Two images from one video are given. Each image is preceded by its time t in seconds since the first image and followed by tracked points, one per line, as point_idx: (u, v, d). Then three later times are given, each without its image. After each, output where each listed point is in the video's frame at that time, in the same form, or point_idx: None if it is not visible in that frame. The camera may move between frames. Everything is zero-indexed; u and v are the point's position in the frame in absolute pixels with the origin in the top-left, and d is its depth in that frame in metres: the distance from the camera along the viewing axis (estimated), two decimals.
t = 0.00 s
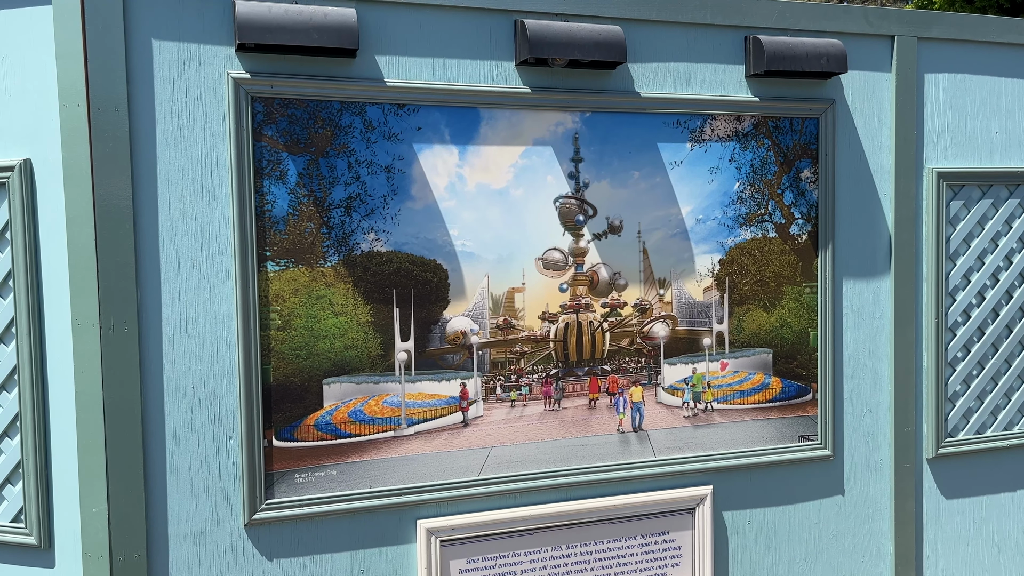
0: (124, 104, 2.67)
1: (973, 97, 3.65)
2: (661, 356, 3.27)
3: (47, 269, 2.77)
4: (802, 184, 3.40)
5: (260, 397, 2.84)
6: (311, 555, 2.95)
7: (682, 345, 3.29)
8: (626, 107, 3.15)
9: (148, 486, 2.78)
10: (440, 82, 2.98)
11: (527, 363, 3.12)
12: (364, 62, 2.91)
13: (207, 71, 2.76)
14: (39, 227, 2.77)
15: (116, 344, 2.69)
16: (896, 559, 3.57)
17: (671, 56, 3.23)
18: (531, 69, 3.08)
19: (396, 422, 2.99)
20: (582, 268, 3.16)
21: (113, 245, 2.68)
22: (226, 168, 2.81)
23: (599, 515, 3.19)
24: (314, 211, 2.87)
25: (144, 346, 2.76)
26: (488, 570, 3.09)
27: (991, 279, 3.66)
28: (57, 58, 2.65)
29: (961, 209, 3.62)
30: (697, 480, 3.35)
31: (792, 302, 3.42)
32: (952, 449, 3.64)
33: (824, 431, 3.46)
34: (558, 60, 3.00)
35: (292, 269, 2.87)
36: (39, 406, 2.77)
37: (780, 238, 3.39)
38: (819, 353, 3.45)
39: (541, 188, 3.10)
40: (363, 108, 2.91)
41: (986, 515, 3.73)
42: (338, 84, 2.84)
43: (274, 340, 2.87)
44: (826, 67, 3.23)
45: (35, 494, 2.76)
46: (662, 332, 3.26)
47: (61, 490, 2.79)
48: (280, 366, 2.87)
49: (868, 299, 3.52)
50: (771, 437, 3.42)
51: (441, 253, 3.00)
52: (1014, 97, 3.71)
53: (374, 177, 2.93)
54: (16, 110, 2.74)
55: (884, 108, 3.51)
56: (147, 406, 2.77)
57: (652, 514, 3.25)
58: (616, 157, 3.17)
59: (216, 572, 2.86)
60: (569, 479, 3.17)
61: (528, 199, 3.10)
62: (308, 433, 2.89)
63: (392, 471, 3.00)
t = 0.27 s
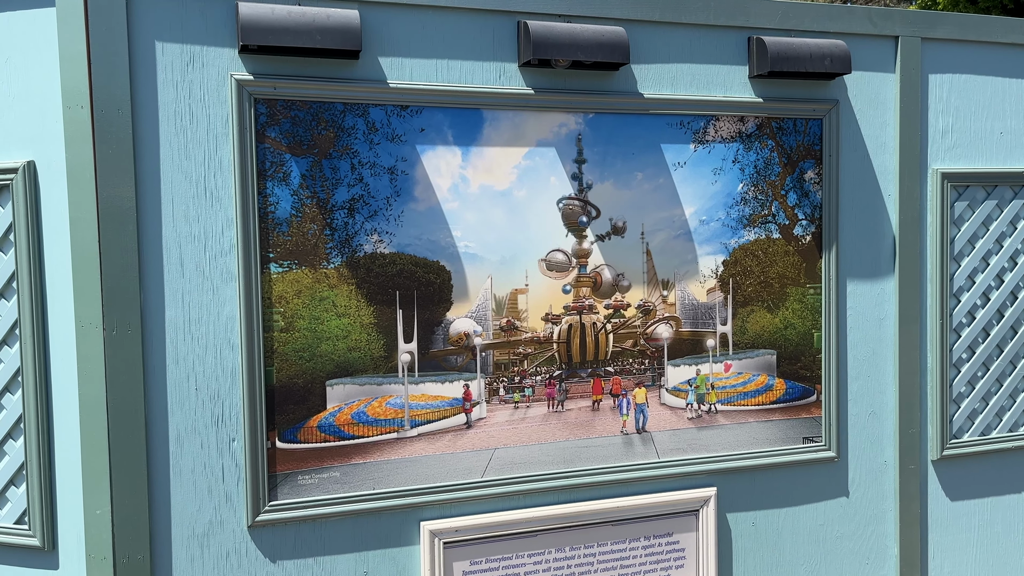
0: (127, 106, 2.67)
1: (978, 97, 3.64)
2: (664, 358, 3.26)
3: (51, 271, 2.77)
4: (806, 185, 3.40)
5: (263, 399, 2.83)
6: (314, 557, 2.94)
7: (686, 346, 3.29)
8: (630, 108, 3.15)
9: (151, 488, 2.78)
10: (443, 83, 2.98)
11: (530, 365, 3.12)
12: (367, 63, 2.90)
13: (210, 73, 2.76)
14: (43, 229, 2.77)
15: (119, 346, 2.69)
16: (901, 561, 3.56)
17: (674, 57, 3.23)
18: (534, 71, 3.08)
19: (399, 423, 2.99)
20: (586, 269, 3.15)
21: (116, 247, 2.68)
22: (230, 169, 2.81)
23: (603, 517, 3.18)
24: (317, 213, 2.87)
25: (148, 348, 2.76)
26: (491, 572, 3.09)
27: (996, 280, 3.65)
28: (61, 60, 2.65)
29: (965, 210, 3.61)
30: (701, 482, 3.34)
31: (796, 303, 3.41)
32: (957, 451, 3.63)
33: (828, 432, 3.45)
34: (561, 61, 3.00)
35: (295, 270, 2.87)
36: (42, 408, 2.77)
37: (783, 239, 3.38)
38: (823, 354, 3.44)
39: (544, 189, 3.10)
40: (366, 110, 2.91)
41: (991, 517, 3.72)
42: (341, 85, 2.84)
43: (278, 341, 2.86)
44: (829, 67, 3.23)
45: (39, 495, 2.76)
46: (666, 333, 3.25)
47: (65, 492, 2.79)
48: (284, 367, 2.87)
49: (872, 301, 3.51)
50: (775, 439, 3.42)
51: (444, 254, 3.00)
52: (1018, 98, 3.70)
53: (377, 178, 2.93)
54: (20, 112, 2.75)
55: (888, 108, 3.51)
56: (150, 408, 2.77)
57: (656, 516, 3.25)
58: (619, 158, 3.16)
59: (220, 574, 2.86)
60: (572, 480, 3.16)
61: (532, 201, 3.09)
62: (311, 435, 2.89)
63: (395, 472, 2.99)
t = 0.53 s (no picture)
0: (134, 109, 2.69)
1: (981, 100, 3.64)
2: (668, 360, 3.27)
3: (57, 273, 2.79)
4: (809, 188, 3.41)
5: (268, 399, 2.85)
6: (318, 558, 2.95)
7: (689, 348, 3.30)
8: (633, 111, 3.16)
9: (156, 488, 2.79)
10: (447, 86, 3.00)
11: (533, 367, 3.13)
12: (372, 67, 2.92)
13: (216, 76, 2.78)
14: (49, 231, 2.79)
15: (125, 347, 2.71)
16: (904, 564, 3.56)
17: (677, 60, 3.24)
18: (537, 74, 3.10)
19: (403, 425, 3.00)
20: (589, 271, 3.16)
21: (123, 248, 2.70)
22: (235, 171, 2.83)
23: (606, 518, 3.19)
24: (322, 215, 2.88)
25: (153, 349, 2.77)
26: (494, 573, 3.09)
27: (999, 282, 3.65)
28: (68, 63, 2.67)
29: (968, 212, 3.62)
30: (703, 484, 3.35)
31: (798, 305, 3.42)
32: (960, 453, 3.63)
33: (830, 435, 3.46)
34: (565, 64, 3.02)
35: (300, 272, 2.88)
36: (49, 409, 2.79)
37: (786, 241, 3.39)
38: (825, 357, 3.45)
39: (547, 192, 3.11)
40: (370, 112, 2.92)
41: (993, 520, 3.72)
42: (346, 88, 2.86)
43: (282, 343, 2.88)
44: (832, 71, 3.24)
45: (45, 496, 2.78)
46: (669, 335, 3.26)
47: (70, 492, 2.80)
48: (288, 369, 2.88)
49: (874, 303, 3.52)
50: (777, 441, 3.42)
51: (448, 256, 3.01)
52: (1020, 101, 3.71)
53: (382, 181, 2.94)
54: (27, 115, 2.77)
55: (891, 111, 3.52)
56: (156, 408, 2.78)
57: (659, 517, 3.25)
58: (622, 161, 3.17)
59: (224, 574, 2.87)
60: (575, 482, 3.17)
61: (535, 203, 3.10)
62: (315, 436, 2.90)
63: (399, 473, 3.00)
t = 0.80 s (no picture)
0: (138, 115, 2.71)
1: (980, 108, 3.66)
2: (667, 365, 3.29)
3: (61, 277, 2.81)
4: (808, 194, 3.42)
5: (270, 403, 2.87)
6: (319, 561, 2.97)
7: (688, 354, 3.31)
8: (633, 117, 3.18)
9: (158, 491, 2.81)
10: (449, 93, 3.02)
11: (534, 371, 3.15)
12: (374, 73, 2.94)
13: (220, 82, 2.80)
14: (53, 235, 2.81)
15: (128, 351, 2.73)
16: (902, 569, 3.57)
17: (678, 67, 3.26)
18: (539, 80, 3.12)
19: (404, 429, 3.02)
20: (589, 276, 3.18)
21: (126, 253, 2.72)
22: (238, 177, 2.85)
23: (605, 523, 3.21)
24: (324, 220, 2.90)
25: (156, 353, 2.79)
26: None
27: (998, 289, 3.66)
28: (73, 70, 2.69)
29: (967, 219, 3.63)
30: (703, 488, 3.36)
31: (798, 311, 3.44)
32: (958, 459, 3.64)
33: (829, 440, 3.47)
34: (566, 71, 3.04)
35: (302, 277, 2.90)
36: (53, 412, 2.81)
37: (786, 247, 3.41)
38: (824, 362, 3.47)
39: (548, 198, 3.13)
40: (373, 118, 2.94)
41: (992, 525, 3.73)
42: (349, 95, 2.88)
43: (284, 347, 2.90)
44: (832, 78, 3.26)
45: (48, 498, 2.80)
46: (668, 340, 3.28)
47: (73, 495, 2.82)
48: (290, 373, 2.90)
49: (874, 309, 3.53)
50: (776, 446, 3.44)
51: (449, 261, 3.03)
52: (1019, 108, 3.72)
53: (384, 186, 2.96)
54: (32, 120, 2.79)
55: (890, 118, 3.53)
56: (158, 412, 2.80)
57: (659, 522, 3.27)
58: (623, 167, 3.19)
59: None
60: (575, 486, 3.19)
61: (536, 209, 3.12)
62: (316, 440, 2.92)
63: (400, 477, 3.02)
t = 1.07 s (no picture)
0: (140, 114, 2.72)
1: (981, 111, 3.66)
2: (667, 366, 3.29)
3: (62, 277, 2.81)
4: (809, 197, 3.43)
5: (270, 403, 2.87)
6: (318, 561, 2.97)
7: (689, 355, 3.31)
8: (634, 119, 3.18)
9: (158, 490, 2.81)
10: (451, 93, 3.02)
11: (534, 372, 3.15)
12: (376, 74, 2.95)
13: (221, 82, 2.81)
14: (54, 235, 2.81)
15: (129, 350, 2.73)
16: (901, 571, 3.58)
17: (679, 69, 3.26)
18: (540, 82, 3.12)
19: (404, 429, 3.02)
20: (590, 278, 3.18)
21: (127, 252, 2.72)
22: (239, 177, 2.85)
23: (605, 524, 3.21)
24: (325, 221, 2.90)
25: (157, 352, 2.79)
26: None
27: (998, 292, 3.67)
28: (75, 69, 2.70)
29: (967, 222, 3.64)
30: (702, 490, 3.36)
31: (798, 314, 3.44)
32: (958, 462, 3.64)
33: (829, 442, 3.47)
34: (567, 73, 3.04)
35: (303, 277, 2.90)
36: (53, 411, 2.81)
37: (786, 249, 3.41)
38: (824, 364, 3.47)
39: (549, 199, 3.13)
40: (374, 119, 2.95)
41: (991, 528, 3.73)
42: (350, 95, 2.88)
43: (285, 347, 2.90)
44: (833, 81, 3.26)
45: (48, 497, 2.80)
46: (669, 342, 3.28)
47: (73, 494, 2.82)
48: (290, 373, 2.90)
49: (874, 311, 3.53)
50: (776, 448, 3.44)
51: (449, 262, 3.03)
52: (1020, 111, 3.73)
53: (385, 187, 2.96)
54: (34, 119, 2.79)
55: (891, 121, 3.54)
56: (158, 411, 2.80)
57: (658, 523, 3.27)
58: (624, 168, 3.20)
59: None
60: (574, 487, 3.19)
61: (537, 210, 3.12)
62: (316, 440, 2.92)
63: (399, 478, 3.02)
